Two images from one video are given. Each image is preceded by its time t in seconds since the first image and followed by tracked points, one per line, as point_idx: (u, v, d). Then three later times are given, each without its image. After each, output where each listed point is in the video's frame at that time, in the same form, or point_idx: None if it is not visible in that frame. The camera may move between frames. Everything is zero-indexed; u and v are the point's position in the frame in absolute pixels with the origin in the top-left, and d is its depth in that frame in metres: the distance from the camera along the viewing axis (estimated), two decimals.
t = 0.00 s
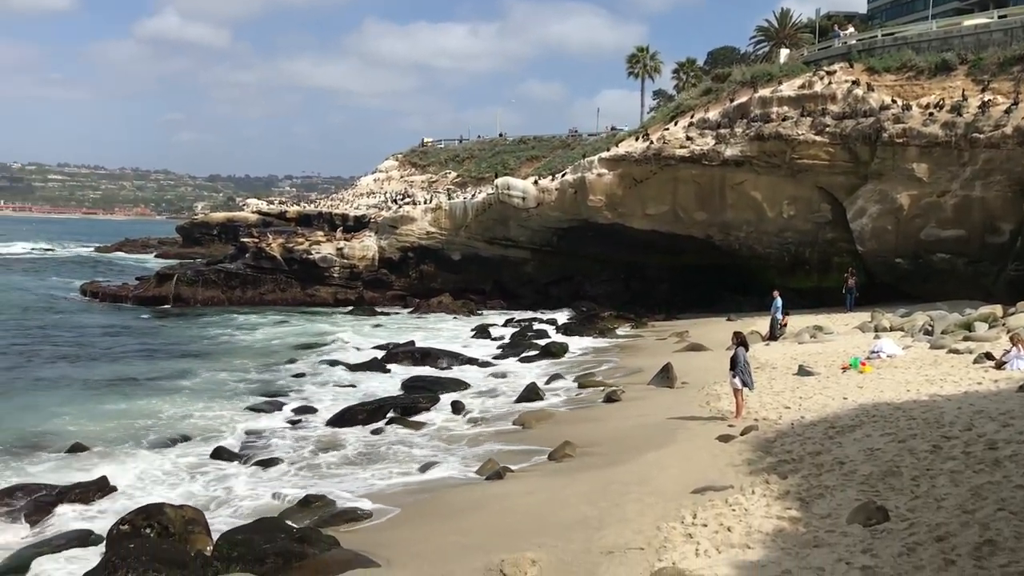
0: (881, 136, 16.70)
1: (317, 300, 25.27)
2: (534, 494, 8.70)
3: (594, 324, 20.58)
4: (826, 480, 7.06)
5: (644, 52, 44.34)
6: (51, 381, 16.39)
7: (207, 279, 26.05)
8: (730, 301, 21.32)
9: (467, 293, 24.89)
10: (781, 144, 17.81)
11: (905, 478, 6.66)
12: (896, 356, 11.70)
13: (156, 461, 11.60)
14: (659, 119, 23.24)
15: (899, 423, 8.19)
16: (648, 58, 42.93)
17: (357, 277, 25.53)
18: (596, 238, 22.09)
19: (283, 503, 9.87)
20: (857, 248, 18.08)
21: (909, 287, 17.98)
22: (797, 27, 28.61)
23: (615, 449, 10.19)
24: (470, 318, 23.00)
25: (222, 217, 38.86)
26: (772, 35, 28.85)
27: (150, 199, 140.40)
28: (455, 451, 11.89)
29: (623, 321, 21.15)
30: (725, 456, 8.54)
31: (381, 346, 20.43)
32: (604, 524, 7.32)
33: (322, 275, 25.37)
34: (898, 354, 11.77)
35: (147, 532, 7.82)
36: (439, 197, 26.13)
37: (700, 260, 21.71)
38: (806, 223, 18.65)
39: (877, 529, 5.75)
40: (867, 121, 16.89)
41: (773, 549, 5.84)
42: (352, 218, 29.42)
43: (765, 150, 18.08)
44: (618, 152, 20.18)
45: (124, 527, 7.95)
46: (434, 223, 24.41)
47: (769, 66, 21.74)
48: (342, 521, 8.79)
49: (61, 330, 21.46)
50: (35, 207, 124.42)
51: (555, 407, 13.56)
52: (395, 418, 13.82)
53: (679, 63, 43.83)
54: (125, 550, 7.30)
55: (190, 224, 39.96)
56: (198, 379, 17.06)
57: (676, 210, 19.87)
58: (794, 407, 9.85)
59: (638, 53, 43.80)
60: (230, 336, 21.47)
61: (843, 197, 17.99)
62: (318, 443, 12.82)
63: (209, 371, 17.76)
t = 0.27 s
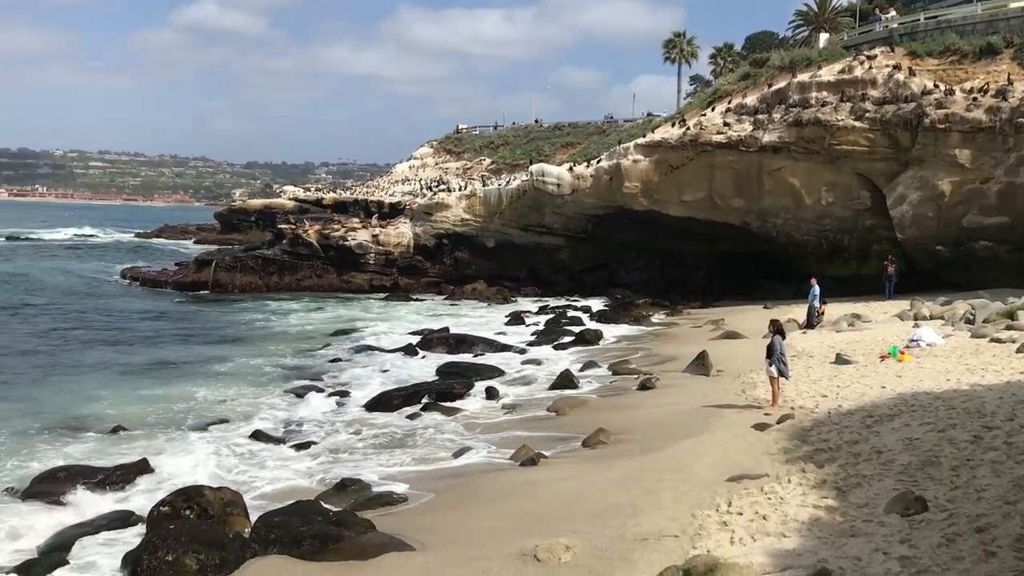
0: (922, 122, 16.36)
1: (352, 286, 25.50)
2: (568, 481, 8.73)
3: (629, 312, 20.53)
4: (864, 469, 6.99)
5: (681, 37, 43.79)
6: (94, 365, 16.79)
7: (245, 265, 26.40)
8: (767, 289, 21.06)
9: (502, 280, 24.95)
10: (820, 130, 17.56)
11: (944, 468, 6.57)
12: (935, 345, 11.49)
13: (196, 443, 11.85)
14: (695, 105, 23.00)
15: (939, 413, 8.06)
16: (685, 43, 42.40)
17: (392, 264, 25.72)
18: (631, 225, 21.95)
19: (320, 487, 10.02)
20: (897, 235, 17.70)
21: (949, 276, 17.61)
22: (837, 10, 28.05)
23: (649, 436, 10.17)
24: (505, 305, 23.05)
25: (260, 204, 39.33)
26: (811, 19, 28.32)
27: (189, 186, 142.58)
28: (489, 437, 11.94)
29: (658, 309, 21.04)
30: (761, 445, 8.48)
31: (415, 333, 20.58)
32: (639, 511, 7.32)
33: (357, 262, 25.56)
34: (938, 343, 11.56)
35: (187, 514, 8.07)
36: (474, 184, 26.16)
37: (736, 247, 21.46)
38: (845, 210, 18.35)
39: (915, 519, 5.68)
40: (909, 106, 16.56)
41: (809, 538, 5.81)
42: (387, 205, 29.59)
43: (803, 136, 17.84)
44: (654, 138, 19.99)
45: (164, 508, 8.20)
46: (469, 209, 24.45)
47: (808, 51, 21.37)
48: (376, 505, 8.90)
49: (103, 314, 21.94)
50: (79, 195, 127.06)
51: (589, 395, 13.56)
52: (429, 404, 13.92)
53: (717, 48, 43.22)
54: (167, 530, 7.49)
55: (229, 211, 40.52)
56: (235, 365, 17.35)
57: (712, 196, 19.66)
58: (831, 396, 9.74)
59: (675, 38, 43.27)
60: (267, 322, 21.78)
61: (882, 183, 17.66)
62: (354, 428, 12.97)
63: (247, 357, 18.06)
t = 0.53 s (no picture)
0: (971, 109, 15.94)
1: (392, 274, 25.76)
2: (607, 469, 8.73)
3: (669, 301, 20.40)
4: (907, 462, 6.88)
5: (724, 23, 43.15)
6: (141, 350, 17.21)
7: (287, 252, 26.81)
8: (810, 278, 20.70)
9: (541, 268, 24.96)
10: (866, 117, 17.21)
11: (991, 462, 6.43)
12: (982, 336, 11.23)
13: (238, 428, 12.10)
14: (738, 92, 22.70)
15: (986, 406, 7.89)
16: (728, 29, 41.77)
17: (432, 252, 25.88)
18: (672, 213, 21.79)
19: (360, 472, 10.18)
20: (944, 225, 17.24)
21: (999, 266, 17.11)
22: None
23: (689, 426, 10.12)
24: (543, 294, 23.06)
25: (302, 191, 39.82)
26: (858, 4, 27.70)
27: (233, 174, 144.82)
28: (526, 425, 11.98)
29: (698, 298, 20.87)
30: (802, 436, 8.39)
31: (454, 320, 20.72)
32: (678, 500, 7.31)
33: (397, 249, 25.79)
34: (985, 334, 11.29)
35: (230, 496, 8.27)
36: (513, 172, 26.17)
37: (779, 236, 21.14)
38: (890, 198, 17.97)
39: (960, 513, 5.58)
40: (957, 93, 16.13)
41: (850, 531, 5.74)
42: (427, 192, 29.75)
43: (848, 124, 17.51)
44: (695, 126, 19.86)
45: (208, 491, 8.40)
46: (508, 198, 24.46)
47: (854, 37, 20.94)
48: (413, 491, 9.00)
49: (149, 300, 22.44)
50: (127, 183, 129.80)
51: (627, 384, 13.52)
52: (468, 391, 14.00)
53: (761, 34, 42.49)
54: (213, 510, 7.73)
55: (271, 198, 41.11)
56: (277, 351, 17.64)
57: (755, 184, 19.39)
58: (873, 387, 9.59)
59: (718, 25, 42.65)
60: (308, 309, 22.08)
61: (929, 172, 17.27)
62: (393, 414, 13.11)
63: (289, 343, 18.36)
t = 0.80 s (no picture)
0: None
1: (434, 265, 25.97)
2: (649, 461, 8.72)
3: (711, 293, 20.22)
4: (955, 458, 6.74)
5: (770, 12, 42.41)
6: (189, 338, 17.62)
7: (330, 243, 27.08)
8: (856, 272, 20.38)
9: (582, 259, 24.89)
10: (915, 108, 16.78)
11: None
12: None
13: (283, 415, 12.34)
14: (783, 83, 22.35)
15: None
16: (774, 19, 41.06)
17: (473, 243, 26.00)
18: (716, 204, 21.50)
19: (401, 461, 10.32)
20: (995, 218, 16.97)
21: None
22: None
23: (732, 419, 10.04)
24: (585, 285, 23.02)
25: (345, 182, 40.25)
26: None
27: (278, 165, 146.87)
28: (567, 416, 12.01)
29: (742, 291, 20.65)
30: (847, 430, 8.28)
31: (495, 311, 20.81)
32: (720, 494, 7.27)
33: (438, 240, 25.97)
34: None
35: (274, 483, 8.46)
36: (555, 163, 26.13)
37: (825, 229, 20.76)
38: (938, 190, 17.62)
39: (1010, 510, 5.46)
40: (1012, 83, 15.65)
41: (895, 527, 5.66)
42: (468, 183, 29.81)
43: (896, 114, 17.09)
44: (740, 116, 19.52)
45: (253, 477, 8.57)
46: (550, 188, 24.48)
47: (903, 25, 20.47)
48: (454, 480, 9.10)
49: (197, 289, 22.93)
50: (176, 173, 132.50)
51: (669, 376, 13.46)
52: (508, 382, 14.08)
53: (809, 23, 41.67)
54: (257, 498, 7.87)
55: (315, 189, 41.63)
56: (320, 340, 17.91)
57: (801, 175, 19.06)
58: (920, 382, 9.41)
59: (764, 14, 41.94)
60: (351, 299, 22.37)
61: (980, 164, 16.88)
62: (434, 404, 13.24)
63: (332, 333, 18.64)
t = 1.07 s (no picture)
0: None
1: (473, 258, 26.15)
2: (688, 457, 8.67)
3: (753, 288, 19.98)
4: (1003, 458, 6.59)
5: (817, 3, 41.58)
6: (232, 329, 17.94)
7: (371, 235, 27.38)
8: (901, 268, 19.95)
9: (622, 253, 24.79)
10: (964, 101, 16.39)
11: None
12: None
13: (323, 406, 12.51)
14: (829, 75, 21.93)
15: None
16: (821, 10, 40.25)
17: (512, 236, 26.02)
18: (758, 198, 21.20)
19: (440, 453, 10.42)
20: None
21: None
22: None
23: (773, 415, 9.93)
24: (625, 280, 22.93)
25: (386, 174, 40.55)
26: None
27: (320, 158, 148.50)
28: (605, 411, 11.98)
29: (784, 286, 20.38)
30: (891, 428, 8.14)
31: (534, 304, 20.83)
32: (760, 490, 7.21)
33: (478, 233, 26.09)
34: None
35: (315, 472, 8.58)
36: (595, 156, 26.01)
37: (869, 224, 20.34)
38: (988, 184, 17.31)
39: None
40: None
41: (941, 527, 5.56)
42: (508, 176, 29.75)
43: (945, 108, 16.69)
44: (784, 110, 19.22)
45: (295, 466, 8.72)
46: (590, 181, 24.31)
47: (955, 16, 19.93)
48: (493, 472, 9.15)
49: (240, 279, 23.32)
50: (222, 166, 134.75)
51: (710, 372, 13.35)
52: (547, 375, 14.09)
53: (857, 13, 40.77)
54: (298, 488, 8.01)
55: (356, 182, 42.02)
56: (360, 332, 18.10)
57: (846, 169, 18.69)
58: (968, 380, 9.20)
59: (810, 5, 41.13)
60: (391, 292, 22.56)
61: None
62: (472, 396, 13.31)
63: (373, 325, 18.86)
